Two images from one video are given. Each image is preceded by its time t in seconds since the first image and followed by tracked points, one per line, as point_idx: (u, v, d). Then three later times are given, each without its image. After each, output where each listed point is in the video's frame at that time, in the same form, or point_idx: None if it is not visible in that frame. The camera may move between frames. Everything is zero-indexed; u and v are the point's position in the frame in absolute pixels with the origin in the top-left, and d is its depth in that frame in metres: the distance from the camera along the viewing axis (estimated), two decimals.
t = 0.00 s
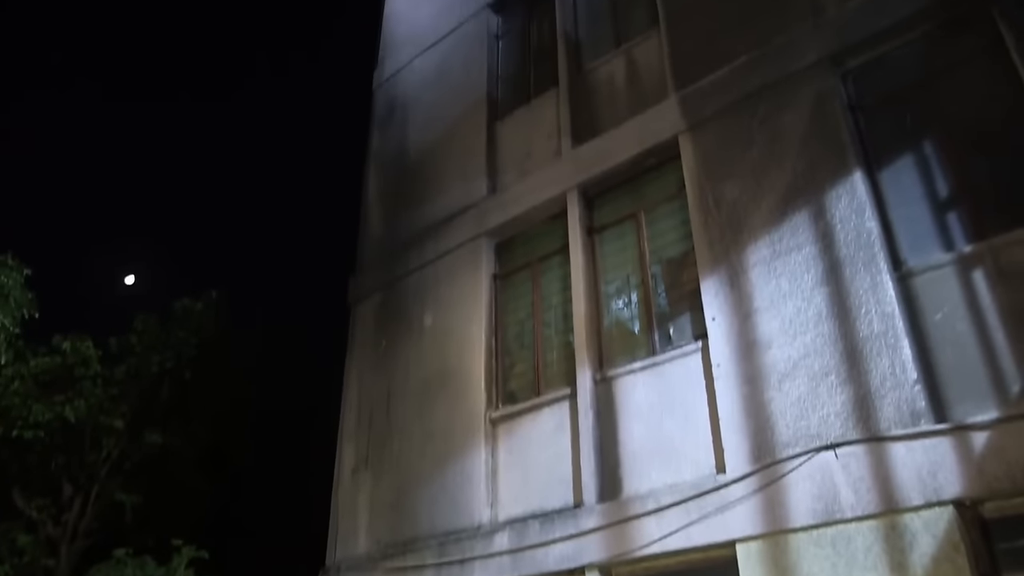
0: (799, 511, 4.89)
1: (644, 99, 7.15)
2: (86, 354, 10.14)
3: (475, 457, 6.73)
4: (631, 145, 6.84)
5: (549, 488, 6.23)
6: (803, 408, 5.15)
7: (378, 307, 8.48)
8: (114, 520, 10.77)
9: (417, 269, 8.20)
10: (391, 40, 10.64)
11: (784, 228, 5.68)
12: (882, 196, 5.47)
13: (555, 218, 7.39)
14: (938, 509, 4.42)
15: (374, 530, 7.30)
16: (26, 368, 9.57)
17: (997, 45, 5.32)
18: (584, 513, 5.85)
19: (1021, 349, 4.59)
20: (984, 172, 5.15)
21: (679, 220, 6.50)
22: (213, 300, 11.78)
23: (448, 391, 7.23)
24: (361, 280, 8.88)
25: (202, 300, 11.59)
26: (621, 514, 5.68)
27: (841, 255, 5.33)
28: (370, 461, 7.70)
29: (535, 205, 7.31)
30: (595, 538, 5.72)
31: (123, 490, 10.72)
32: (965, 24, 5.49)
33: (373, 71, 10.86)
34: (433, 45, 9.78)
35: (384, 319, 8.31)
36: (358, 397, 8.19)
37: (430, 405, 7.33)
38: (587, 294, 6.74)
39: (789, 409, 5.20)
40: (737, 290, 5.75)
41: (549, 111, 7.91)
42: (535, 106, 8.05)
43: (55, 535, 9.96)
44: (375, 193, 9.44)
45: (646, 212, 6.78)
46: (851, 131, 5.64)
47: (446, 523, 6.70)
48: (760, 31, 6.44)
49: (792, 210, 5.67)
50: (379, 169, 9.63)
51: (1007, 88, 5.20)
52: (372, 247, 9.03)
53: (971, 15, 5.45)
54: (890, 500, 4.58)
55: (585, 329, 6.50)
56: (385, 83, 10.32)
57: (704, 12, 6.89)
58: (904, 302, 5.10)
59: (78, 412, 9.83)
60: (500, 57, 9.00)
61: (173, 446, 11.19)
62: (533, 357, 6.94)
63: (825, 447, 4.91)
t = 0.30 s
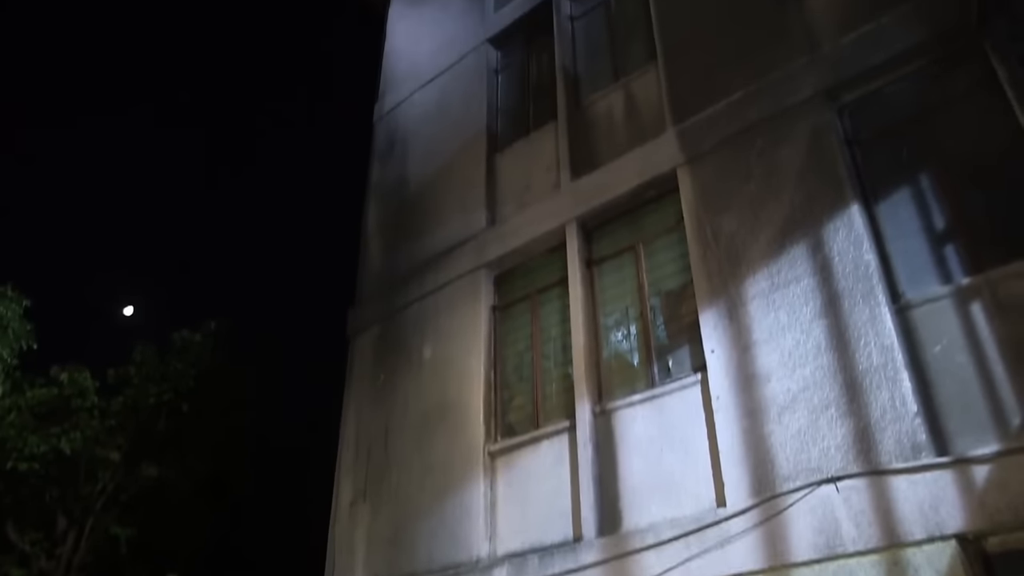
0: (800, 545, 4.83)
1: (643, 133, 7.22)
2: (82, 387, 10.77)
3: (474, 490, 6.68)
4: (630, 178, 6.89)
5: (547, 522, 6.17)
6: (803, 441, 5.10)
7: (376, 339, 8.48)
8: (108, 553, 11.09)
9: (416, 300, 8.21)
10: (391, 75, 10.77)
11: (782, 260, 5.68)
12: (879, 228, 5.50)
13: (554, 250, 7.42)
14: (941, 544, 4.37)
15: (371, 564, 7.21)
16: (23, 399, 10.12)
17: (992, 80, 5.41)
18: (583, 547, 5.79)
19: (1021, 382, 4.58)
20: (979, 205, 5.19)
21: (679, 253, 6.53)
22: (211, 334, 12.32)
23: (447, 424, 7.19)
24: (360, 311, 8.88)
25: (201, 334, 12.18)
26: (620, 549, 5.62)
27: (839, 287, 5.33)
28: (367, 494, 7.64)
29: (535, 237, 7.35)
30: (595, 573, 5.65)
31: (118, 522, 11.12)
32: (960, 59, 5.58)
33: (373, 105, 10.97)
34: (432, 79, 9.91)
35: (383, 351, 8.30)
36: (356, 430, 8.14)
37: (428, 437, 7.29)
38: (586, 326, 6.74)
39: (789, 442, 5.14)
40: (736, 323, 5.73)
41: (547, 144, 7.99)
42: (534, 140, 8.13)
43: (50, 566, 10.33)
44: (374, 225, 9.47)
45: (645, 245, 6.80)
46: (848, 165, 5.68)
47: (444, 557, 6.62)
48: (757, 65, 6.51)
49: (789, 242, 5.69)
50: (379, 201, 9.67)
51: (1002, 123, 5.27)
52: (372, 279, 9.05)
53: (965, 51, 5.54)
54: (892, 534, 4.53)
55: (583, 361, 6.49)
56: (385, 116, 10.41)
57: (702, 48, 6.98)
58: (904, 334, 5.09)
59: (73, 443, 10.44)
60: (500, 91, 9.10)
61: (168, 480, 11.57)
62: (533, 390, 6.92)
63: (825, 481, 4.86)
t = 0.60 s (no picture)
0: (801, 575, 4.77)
1: (641, 160, 7.27)
2: (80, 414, 10.84)
3: (472, 518, 6.62)
4: (629, 205, 6.93)
5: (546, 551, 6.12)
6: (803, 469, 5.06)
7: (375, 366, 8.46)
8: None
9: (416, 327, 8.21)
10: (391, 103, 10.87)
11: (781, 287, 5.69)
12: (878, 256, 5.51)
13: (553, 277, 7.43)
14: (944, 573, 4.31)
15: None
16: (21, 426, 10.23)
17: (988, 109, 5.46)
18: None
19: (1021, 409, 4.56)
20: (976, 232, 5.21)
21: (678, 280, 6.54)
22: (210, 359, 12.40)
23: (446, 451, 7.15)
24: (360, 339, 8.85)
25: (201, 358, 12.28)
26: None
27: (838, 314, 5.33)
28: (364, 522, 7.57)
29: (535, 264, 7.37)
30: None
31: (112, 550, 11.17)
32: (956, 89, 5.63)
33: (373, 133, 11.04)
34: (432, 107, 9.98)
35: (381, 378, 8.27)
36: (354, 458, 8.09)
37: (427, 464, 7.24)
38: (586, 353, 6.73)
39: (790, 469, 5.10)
40: (735, 350, 5.71)
41: (546, 172, 8.04)
42: (533, 167, 8.18)
43: None
44: (374, 252, 9.49)
45: (644, 272, 6.82)
46: (846, 193, 5.71)
47: None
48: (755, 94, 6.57)
49: (788, 269, 5.69)
50: (379, 228, 9.70)
51: (998, 151, 5.32)
52: (371, 306, 9.04)
53: (961, 80, 5.60)
54: (895, 563, 4.47)
55: (583, 388, 6.48)
56: (385, 143, 10.47)
57: (700, 77, 7.05)
58: (903, 362, 5.08)
59: (70, 471, 10.53)
60: (499, 119, 9.17)
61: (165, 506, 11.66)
62: (532, 417, 6.90)
63: (827, 509, 4.82)
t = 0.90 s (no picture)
0: None
1: (640, 185, 7.31)
2: (76, 437, 10.94)
3: (471, 543, 6.57)
4: (628, 229, 6.95)
5: None
6: (804, 495, 5.02)
7: (374, 391, 8.43)
8: None
9: (415, 351, 8.20)
10: (391, 128, 10.94)
11: (780, 311, 5.69)
12: (877, 281, 5.52)
13: (553, 301, 7.44)
14: None
15: None
16: (17, 450, 10.31)
17: (984, 134, 5.51)
18: None
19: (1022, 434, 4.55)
20: (975, 257, 5.22)
21: (676, 304, 6.55)
22: (209, 383, 12.59)
23: (445, 476, 7.11)
24: (359, 363, 8.84)
25: (199, 383, 12.49)
26: None
27: (837, 339, 5.33)
28: (362, 547, 7.51)
29: (535, 288, 7.38)
30: None
31: None
32: (952, 114, 5.68)
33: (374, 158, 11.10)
34: (432, 132, 10.04)
35: (380, 403, 8.25)
36: (352, 484, 8.05)
37: (426, 488, 7.20)
38: (585, 378, 6.72)
39: (791, 495, 5.07)
40: (734, 375, 5.70)
41: (545, 197, 8.08)
42: (533, 192, 8.22)
43: None
44: (374, 276, 9.50)
45: (643, 296, 6.83)
46: (845, 218, 5.73)
47: None
48: (753, 119, 6.61)
49: (787, 294, 5.70)
50: (379, 252, 9.71)
51: (995, 177, 5.35)
52: (370, 330, 9.04)
53: (957, 106, 5.65)
54: None
55: (582, 413, 6.46)
56: (385, 168, 10.52)
57: (698, 102, 7.11)
58: (903, 387, 5.08)
59: (66, 494, 10.51)
60: (499, 144, 9.23)
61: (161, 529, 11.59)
62: (531, 442, 6.87)
63: (828, 535, 4.79)
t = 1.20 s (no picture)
0: None
1: (638, 207, 7.34)
2: (73, 459, 10.87)
3: (469, 567, 6.52)
4: (627, 251, 6.97)
5: None
6: (805, 518, 4.99)
7: (372, 415, 8.40)
8: None
9: (414, 373, 8.19)
10: (391, 151, 11.00)
11: (779, 333, 5.69)
12: (876, 303, 5.53)
13: (552, 323, 7.45)
14: None
15: None
16: (13, 471, 10.32)
17: (982, 157, 5.53)
18: None
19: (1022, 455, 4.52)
20: (973, 280, 5.23)
21: (675, 326, 6.55)
22: (208, 404, 12.63)
23: (444, 499, 7.07)
24: (358, 385, 8.82)
25: (196, 405, 12.56)
26: None
27: (837, 361, 5.32)
28: (360, 571, 7.44)
29: (534, 310, 7.39)
30: None
31: None
32: (949, 137, 5.72)
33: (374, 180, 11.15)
34: (432, 155, 10.10)
35: (379, 426, 8.22)
36: (350, 506, 8.00)
37: (425, 511, 7.16)
38: (584, 400, 6.71)
39: (791, 518, 5.03)
40: (734, 397, 5.68)
41: (544, 219, 8.11)
42: (532, 214, 8.25)
43: None
44: (373, 299, 9.50)
45: (642, 318, 6.83)
46: (843, 241, 5.75)
47: None
48: (752, 142, 6.65)
49: (786, 316, 5.70)
50: (379, 274, 9.73)
51: (993, 198, 5.37)
52: (370, 351, 9.03)
53: (955, 128, 5.68)
54: None
55: (581, 435, 6.44)
56: (385, 190, 10.56)
57: (697, 125, 7.15)
58: (903, 409, 5.07)
59: (62, 517, 10.53)
60: (498, 166, 9.28)
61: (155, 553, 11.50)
62: (530, 464, 6.85)
63: (829, 558, 4.75)
